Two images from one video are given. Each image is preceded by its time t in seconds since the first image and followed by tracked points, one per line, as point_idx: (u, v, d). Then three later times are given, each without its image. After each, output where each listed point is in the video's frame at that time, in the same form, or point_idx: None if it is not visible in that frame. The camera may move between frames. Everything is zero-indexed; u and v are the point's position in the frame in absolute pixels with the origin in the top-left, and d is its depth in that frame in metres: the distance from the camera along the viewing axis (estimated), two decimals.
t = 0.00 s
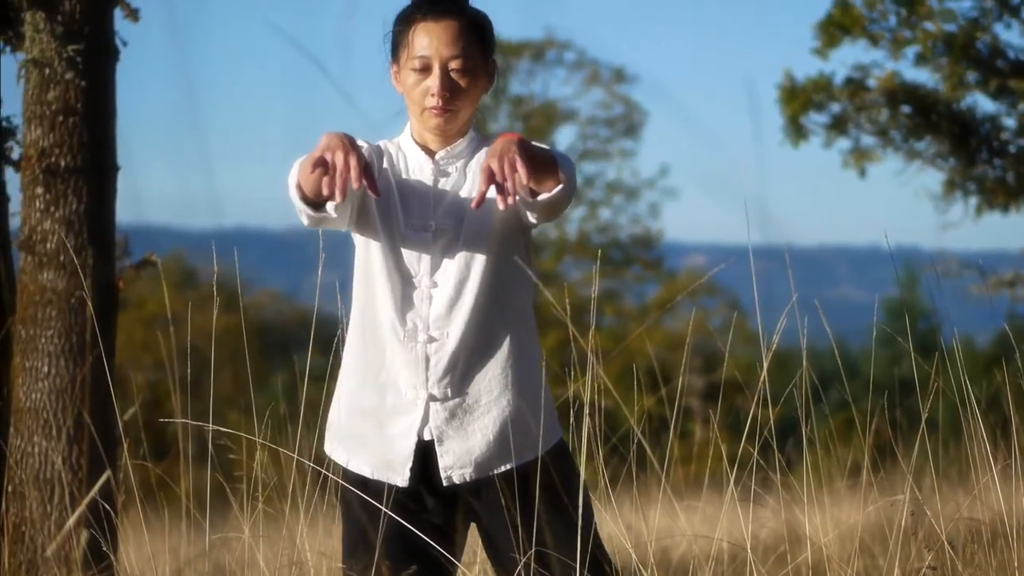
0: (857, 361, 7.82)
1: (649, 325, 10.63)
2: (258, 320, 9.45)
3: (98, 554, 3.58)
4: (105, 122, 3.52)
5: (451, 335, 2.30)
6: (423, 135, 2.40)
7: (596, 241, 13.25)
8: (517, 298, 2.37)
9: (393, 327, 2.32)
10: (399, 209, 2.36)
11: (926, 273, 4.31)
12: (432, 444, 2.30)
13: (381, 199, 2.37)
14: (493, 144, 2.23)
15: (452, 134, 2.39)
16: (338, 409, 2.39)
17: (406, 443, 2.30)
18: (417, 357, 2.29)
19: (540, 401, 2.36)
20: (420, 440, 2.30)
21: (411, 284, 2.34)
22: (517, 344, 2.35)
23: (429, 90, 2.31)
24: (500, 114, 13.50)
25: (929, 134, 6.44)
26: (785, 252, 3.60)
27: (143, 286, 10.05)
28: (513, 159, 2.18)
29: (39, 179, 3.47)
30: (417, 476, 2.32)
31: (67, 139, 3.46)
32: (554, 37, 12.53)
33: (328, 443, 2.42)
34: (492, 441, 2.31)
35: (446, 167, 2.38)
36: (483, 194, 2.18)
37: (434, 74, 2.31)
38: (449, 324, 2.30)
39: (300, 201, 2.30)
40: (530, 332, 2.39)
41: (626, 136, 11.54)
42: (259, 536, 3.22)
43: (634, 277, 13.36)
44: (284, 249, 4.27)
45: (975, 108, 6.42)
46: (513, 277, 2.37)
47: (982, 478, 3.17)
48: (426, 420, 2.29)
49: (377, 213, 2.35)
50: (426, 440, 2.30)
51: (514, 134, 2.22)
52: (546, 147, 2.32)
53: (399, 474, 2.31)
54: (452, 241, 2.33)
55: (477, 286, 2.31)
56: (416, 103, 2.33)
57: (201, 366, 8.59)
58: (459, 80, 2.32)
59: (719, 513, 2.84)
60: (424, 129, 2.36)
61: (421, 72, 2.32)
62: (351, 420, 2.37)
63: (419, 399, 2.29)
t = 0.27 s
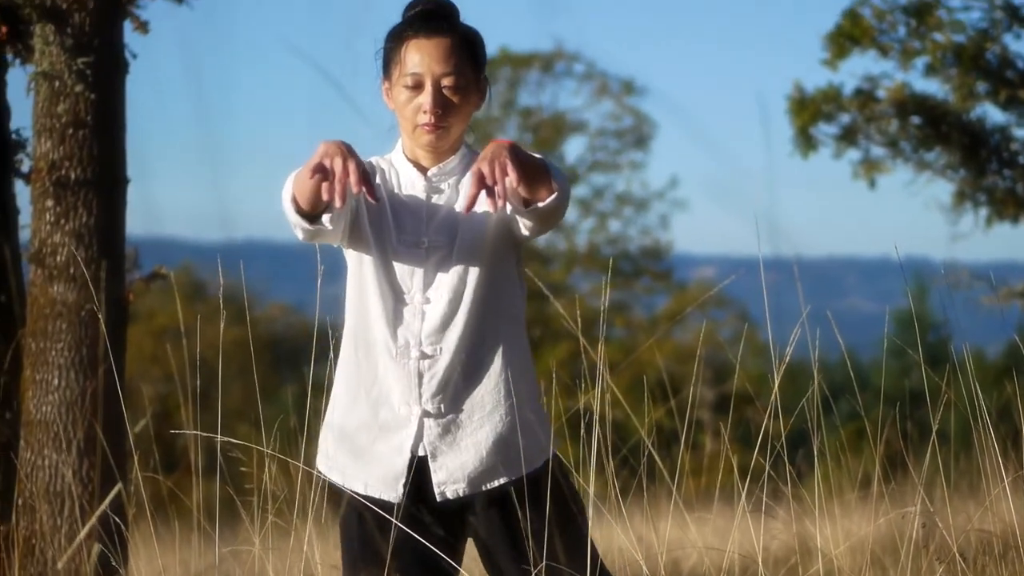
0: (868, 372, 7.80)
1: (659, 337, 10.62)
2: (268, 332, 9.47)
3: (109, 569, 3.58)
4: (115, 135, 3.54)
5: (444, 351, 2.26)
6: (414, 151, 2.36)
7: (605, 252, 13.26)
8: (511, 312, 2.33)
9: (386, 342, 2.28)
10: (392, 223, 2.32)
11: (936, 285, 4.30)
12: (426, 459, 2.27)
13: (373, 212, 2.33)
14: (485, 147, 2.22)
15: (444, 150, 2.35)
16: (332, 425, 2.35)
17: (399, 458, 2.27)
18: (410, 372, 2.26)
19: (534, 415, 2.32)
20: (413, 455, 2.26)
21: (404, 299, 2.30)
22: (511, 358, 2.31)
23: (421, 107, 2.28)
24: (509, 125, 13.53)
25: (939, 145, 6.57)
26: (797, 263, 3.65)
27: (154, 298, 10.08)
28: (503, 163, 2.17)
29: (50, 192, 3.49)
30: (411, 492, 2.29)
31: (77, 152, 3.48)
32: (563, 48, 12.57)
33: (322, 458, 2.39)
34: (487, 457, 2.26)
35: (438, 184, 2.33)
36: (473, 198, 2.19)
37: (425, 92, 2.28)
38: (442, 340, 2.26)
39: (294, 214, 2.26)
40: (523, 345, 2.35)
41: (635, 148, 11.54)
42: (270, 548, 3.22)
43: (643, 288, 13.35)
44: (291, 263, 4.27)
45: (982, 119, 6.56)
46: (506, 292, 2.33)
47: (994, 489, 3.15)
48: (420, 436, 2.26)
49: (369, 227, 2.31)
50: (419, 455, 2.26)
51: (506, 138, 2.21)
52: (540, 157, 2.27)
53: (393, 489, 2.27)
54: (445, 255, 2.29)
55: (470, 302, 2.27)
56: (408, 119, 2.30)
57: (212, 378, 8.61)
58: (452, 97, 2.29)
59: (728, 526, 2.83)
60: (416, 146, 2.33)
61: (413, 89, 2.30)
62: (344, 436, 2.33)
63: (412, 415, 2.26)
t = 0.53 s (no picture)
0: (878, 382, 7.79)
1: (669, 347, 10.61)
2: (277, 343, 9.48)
3: None
4: (125, 146, 3.55)
5: (438, 361, 2.26)
6: (408, 160, 2.36)
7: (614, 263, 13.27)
8: (501, 323, 2.33)
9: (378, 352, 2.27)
10: (385, 233, 2.32)
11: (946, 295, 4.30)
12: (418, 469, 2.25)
13: (365, 221, 2.32)
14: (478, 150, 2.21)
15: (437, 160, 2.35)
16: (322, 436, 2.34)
17: (392, 468, 2.25)
18: (403, 382, 2.25)
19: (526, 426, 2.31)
20: (405, 465, 2.25)
21: (397, 308, 2.30)
22: (502, 368, 2.31)
23: (416, 116, 2.28)
24: (517, 136, 13.56)
25: (949, 155, 6.62)
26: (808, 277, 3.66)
27: (163, 310, 10.10)
28: (498, 163, 2.16)
29: (60, 204, 3.51)
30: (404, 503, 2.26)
31: (87, 163, 3.50)
32: (572, 59, 12.61)
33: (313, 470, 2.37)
34: (479, 466, 2.25)
35: (432, 194, 2.34)
36: (465, 197, 2.17)
37: (421, 101, 2.28)
38: (435, 350, 2.26)
39: (290, 222, 2.27)
40: (513, 356, 2.35)
41: (644, 158, 11.54)
42: (281, 559, 3.22)
43: (652, 299, 13.34)
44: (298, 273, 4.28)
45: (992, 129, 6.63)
46: (496, 302, 2.32)
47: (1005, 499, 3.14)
48: (413, 445, 2.25)
49: (362, 236, 2.30)
50: (412, 465, 2.25)
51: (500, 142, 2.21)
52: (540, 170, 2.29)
53: (385, 498, 2.25)
54: (438, 265, 2.29)
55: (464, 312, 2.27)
56: (403, 129, 2.31)
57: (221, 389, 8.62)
58: (447, 107, 2.29)
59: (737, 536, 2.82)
60: (410, 156, 2.33)
61: (409, 99, 2.30)
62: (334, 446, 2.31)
63: (405, 424, 2.25)
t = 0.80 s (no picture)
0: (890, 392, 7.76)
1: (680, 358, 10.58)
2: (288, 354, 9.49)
3: None
4: (136, 157, 3.57)
5: (435, 370, 2.26)
6: (409, 169, 2.36)
7: (625, 273, 13.26)
8: (499, 333, 2.31)
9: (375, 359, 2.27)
10: (384, 242, 2.32)
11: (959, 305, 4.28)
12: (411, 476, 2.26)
13: (365, 230, 2.33)
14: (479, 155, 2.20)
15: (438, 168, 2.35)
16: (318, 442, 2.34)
17: (386, 475, 2.25)
18: (400, 390, 2.25)
19: (523, 436, 2.30)
20: (401, 472, 2.25)
21: (395, 316, 2.30)
22: (498, 377, 2.29)
23: (418, 124, 2.28)
24: (528, 146, 13.57)
25: (958, 164, 6.62)
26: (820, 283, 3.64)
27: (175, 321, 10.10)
28: (497, 164, 2.15)
29: (71, 215, 3.52)
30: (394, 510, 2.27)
31: (98, 174, 3.51)
32: (582, 69, 12.62)
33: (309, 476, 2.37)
34: (473, 474, 2.24)
35: (433, 203, 2.33)
36: (464, 195, 2.14)
37: (422, 109, 2.28)
38: (432, 359, 2.26)
39: (293, 230, 2.27)
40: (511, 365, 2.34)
41: (655, 168, 11.54)
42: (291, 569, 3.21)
43: (663, 309, 13.32)
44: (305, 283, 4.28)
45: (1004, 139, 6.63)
46: (494, 312, 2.32)
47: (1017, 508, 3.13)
48: (408, 453, 2.25)
49: (362, 245, 2.31)
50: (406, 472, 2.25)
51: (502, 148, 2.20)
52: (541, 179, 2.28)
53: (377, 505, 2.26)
54: (438, 274, 2.29)
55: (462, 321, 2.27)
56: (405, 137, 2.31)
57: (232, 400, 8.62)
58: (449, 115, 2.29)
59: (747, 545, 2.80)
60: (411, 163, 2.33)
61: (410, 106, 2.30)
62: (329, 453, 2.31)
63: (400, 432, 2.25)
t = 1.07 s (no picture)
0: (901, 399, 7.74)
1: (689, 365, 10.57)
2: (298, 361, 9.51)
3: None
4: (147, 165, 3.58)
5: (452, 379, 2.26)
6: (422, 178, 2.37)
7: (635, 280, 13.26)
8: (515, 341, 2.33)
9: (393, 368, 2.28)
10: (400, 251, 2.32)
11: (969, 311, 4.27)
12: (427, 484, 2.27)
13: (380, 240, 2.34)
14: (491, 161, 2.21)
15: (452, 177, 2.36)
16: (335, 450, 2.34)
17: (405, 484, 2.26)
18: (417, 399, 2.26)
19: (538, 444, 2.30)
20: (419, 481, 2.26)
21: (412, 325, 2.30)
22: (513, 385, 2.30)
23: (431, 133, 2.29)
24: (538, 153, 13.59)
25: (967, 172, 6.64)
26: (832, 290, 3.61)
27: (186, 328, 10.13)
28: (506, 168, 2.15)
29: (82, 222, 3.54)
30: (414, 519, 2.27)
31: (109, 181, 3.53)
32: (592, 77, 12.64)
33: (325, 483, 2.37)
34: (488, 482, 2.25)
35: (447, 211, 2.34)
36: (471, 198, 2.15)
37: (435, 117, 2.29)
38: (449, 368, 2.27)
39: (304, 240, 2.28)
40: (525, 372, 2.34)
41: (665, 175, 11.53)
42: None
43: (673, 316, 13.31)
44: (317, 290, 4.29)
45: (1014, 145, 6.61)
46: (510, 321, 2.32)
47: None
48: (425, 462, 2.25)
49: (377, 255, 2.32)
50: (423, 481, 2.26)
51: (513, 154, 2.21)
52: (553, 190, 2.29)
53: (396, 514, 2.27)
54: (454, 283, 2.29)
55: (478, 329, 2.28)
56: (418, 146, 2.32)
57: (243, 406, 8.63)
58: (461, 123, 2.30)
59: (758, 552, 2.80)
60: (424, 172, 2.34)
61: (423, 115, 2.31)
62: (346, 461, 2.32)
63: (417, 441, 2.26)
